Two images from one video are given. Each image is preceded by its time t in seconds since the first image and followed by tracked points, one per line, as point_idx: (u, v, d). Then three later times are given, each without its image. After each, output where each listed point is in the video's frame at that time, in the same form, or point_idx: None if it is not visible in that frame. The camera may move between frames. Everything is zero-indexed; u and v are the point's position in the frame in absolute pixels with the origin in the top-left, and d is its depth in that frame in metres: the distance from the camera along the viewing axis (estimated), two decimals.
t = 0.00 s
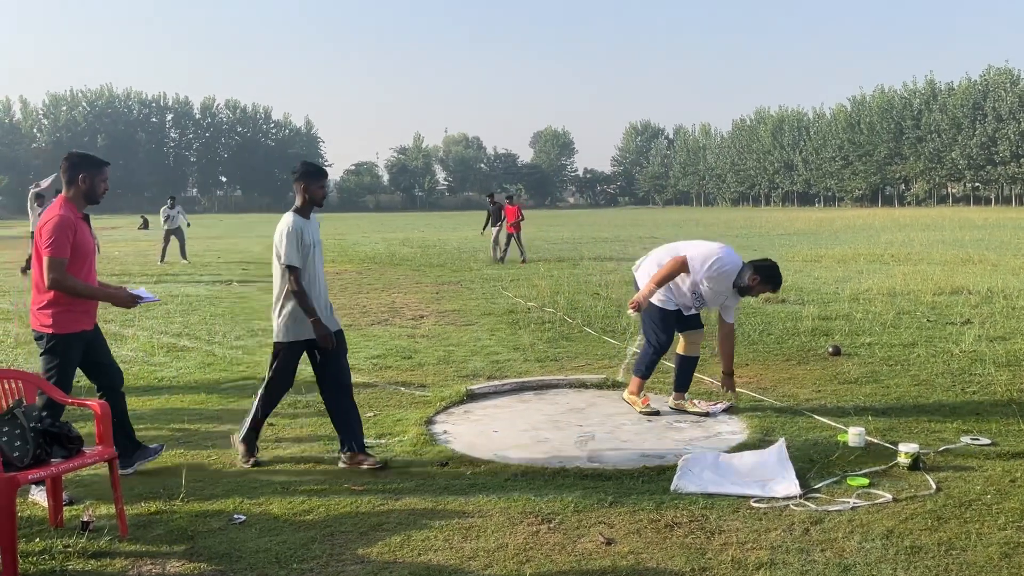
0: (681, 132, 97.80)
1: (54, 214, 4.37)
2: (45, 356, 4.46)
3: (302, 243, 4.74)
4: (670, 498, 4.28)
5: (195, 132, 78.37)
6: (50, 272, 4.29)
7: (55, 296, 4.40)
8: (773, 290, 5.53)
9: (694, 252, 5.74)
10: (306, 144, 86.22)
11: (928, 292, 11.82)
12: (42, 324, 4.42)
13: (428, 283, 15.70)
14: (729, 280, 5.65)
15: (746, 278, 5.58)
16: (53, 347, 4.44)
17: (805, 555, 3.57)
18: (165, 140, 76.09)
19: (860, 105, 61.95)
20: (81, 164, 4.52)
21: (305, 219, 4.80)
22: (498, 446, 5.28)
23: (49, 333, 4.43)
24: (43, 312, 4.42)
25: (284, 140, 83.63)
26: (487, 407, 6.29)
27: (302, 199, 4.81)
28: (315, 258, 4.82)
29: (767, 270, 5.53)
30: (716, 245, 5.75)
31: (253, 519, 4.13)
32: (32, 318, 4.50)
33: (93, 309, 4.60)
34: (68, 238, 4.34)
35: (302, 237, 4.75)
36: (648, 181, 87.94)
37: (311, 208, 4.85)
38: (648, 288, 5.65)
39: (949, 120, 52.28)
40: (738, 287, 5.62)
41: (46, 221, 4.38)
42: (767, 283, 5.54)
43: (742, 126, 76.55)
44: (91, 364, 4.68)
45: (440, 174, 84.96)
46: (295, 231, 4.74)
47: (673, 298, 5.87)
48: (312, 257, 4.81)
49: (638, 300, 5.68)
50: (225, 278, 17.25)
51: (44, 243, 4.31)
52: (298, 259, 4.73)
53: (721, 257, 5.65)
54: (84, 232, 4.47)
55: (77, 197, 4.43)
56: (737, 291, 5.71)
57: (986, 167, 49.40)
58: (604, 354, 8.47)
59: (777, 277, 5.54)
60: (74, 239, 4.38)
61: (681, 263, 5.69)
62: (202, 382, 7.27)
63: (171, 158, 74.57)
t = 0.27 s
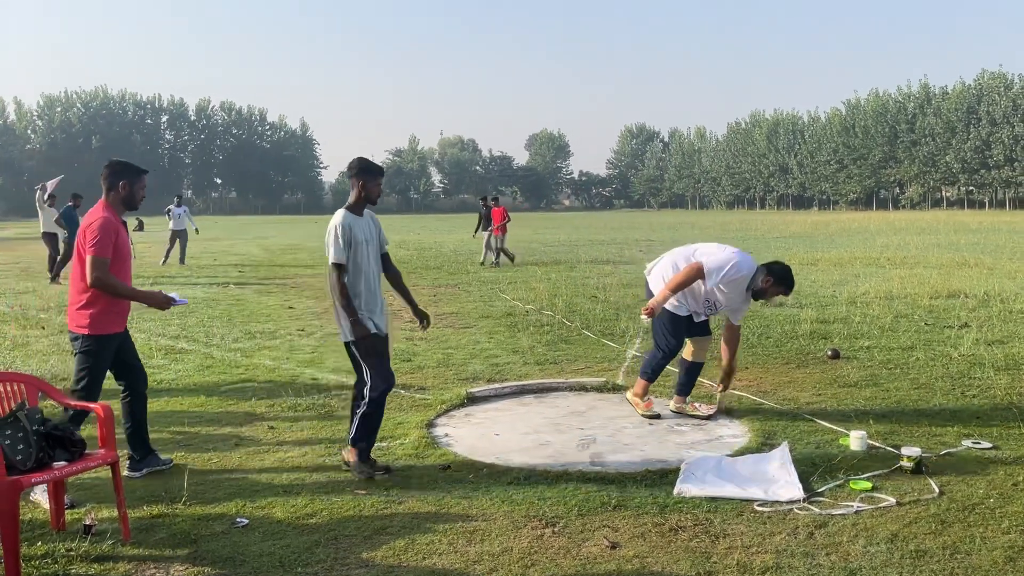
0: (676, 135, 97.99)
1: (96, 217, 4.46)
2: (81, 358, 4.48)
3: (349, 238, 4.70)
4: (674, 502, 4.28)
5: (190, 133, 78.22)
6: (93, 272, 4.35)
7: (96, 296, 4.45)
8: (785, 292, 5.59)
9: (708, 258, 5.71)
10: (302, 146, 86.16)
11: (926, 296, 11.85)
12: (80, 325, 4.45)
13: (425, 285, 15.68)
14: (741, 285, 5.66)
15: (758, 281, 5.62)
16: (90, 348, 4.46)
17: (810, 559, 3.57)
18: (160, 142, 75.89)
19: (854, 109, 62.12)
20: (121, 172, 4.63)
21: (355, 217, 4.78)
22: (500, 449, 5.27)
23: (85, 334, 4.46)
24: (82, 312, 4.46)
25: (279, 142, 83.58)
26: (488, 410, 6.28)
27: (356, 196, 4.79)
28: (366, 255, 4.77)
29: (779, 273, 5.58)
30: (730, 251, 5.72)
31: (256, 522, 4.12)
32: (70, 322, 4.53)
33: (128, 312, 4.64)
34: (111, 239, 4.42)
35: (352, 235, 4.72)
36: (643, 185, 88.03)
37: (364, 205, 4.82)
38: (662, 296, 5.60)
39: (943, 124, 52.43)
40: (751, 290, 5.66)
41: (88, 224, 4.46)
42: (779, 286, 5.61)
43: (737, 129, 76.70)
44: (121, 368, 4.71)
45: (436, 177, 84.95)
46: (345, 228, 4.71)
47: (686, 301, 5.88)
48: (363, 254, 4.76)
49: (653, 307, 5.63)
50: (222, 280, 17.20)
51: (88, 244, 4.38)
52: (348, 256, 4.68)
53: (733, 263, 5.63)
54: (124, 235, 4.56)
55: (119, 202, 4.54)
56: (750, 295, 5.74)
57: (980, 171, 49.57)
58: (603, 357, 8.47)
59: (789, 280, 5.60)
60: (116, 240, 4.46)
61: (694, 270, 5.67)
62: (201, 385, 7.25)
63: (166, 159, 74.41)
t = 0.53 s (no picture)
0: (669, 140, 98.28)
1: (124, 216, 4.60)
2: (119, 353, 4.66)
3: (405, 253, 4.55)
4: (672, 508, 4.28)
5: (182, 136, 78.09)
6: (125, 270, 4.50)
7: (128, 293, 4.61)
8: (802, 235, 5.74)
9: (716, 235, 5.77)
10: (295, 149, 86.04)
11: (918, 301, 11.91)
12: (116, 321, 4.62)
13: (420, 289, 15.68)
14: (758, 247, 5.74)
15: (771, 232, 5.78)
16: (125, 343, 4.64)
17: (810, 565, 3.58)
18: (153, 144, 75.75)
19: (846, 114, 62.44)
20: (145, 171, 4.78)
21: (411, 230, 4.62)
22: (498, 454, 5.27)
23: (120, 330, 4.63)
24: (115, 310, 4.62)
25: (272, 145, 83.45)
26: (484, 415, 6.27)
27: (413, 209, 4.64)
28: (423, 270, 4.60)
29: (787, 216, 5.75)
30: (732, 222, 5.80)
31: (253, 528, 4.10)
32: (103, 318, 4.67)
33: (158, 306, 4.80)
34: (139, 238, 4.57)
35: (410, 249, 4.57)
36: (635, 189, 88.22)
37: (419, 217, 4.65)
38: (675, 284, 5.79)
39: (934, 129, 52.74)
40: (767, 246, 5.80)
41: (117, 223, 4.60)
42: (793, 230, 5.78)
43: (730, 134, 76.99)
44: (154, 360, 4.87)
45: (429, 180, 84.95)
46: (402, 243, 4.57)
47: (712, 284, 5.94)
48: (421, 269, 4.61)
49: (666, 295, 5.86)
50: (215, 283, 17.17)
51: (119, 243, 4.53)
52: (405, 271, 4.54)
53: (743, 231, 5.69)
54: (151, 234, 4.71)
55: (145, 202, 4.69)
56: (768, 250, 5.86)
57: (971, 176, 49.89)
58: (599, 361, 8.48)
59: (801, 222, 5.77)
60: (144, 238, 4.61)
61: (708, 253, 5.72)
62: (196, 389, 7.23)
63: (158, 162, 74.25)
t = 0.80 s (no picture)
0: (660, 145, 98.57)
1: (145, 220, 4.72)
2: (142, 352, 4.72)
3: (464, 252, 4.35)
4: (667, 514, 4.28)
5: (173, 139, 77.93)
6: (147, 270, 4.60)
7: (151, 294, 4.69)
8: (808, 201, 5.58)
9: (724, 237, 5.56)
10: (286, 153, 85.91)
11: (910, 306, 11.96)
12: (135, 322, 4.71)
13: (413, 294, 15.65)
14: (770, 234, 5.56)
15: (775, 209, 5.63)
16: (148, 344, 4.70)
17: (805, 571, 3.58)
18: (143, 148, 75.50)
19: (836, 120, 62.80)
20: (168, 179, 4.92)
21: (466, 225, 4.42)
22: (493, 460, 5.26)
23: (141, 330, 4.69)
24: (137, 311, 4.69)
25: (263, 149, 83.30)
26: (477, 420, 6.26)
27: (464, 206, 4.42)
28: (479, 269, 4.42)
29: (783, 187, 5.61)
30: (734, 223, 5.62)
31: (246, 534, 4.08)
32: (125, 320, 4.72)
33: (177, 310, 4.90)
34: (158, 241, 4.68)
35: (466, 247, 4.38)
36: (627, 195, 88.39)
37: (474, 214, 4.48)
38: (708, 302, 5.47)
39: (924, 135, 53.08)
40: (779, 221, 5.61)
41: (138, 226, 4.71)
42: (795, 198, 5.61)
43: (720, 140, 77.30)
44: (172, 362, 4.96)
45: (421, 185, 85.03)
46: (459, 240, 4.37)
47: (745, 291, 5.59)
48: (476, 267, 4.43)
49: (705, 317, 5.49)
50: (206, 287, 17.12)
51: (141, 244, 4.63)
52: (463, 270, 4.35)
53: (751, 222, 5.51)
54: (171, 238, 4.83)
55: (166, 207, 4.81)
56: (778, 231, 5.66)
57: (960, 182, 50.23)
58: (593, 366, 8.48)
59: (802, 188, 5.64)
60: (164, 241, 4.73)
61: (727, 256, 5.48)
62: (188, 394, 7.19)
63: (148, 165, 74.06)
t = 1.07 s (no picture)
0: (651, 151, 98.88)
1: (179, 231, 4.80)
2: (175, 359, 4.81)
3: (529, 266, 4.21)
4: (659, 520, 4.28)
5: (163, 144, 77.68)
6: (184, 281, 4.68)
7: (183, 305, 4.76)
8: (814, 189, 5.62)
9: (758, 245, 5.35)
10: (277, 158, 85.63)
11: (900, 313, 12.02)
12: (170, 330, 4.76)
13: (404, 300, 15.63)
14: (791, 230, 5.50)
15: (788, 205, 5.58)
16: (182, 351, 4.79)
17: None
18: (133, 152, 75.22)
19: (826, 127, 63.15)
20: (198, 190, 5.00)
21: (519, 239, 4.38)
22: (483, 466, 5.25)
23: (173, 337, 4.77)
24: (171, 318, 4.77)
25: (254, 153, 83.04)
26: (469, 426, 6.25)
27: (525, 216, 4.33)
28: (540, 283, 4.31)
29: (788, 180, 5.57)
30: (757, 230, 5.43)
31: (236, 541, 4.05)
32: (161, 327, 4.79)
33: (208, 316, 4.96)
34: (193, 252, 4.75)
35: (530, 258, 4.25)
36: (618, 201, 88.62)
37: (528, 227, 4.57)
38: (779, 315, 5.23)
39: (913, 143, 53.43)
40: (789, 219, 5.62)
41: (172, 237, 4.78)
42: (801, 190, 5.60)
43: (711, 147, 77.65)
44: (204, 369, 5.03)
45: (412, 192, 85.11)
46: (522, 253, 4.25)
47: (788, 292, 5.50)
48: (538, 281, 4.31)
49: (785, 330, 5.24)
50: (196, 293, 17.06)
51: (177, 255, 4.71)
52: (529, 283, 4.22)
53: (778, 228, 5.36)
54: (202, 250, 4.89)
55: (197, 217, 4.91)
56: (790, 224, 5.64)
57: (948, 190, 50.59)
58: (584, 372, 8.48)
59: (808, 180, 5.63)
60: (197, 253, 4.79)
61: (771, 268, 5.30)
62: (178, 400, 7.15)
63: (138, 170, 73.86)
